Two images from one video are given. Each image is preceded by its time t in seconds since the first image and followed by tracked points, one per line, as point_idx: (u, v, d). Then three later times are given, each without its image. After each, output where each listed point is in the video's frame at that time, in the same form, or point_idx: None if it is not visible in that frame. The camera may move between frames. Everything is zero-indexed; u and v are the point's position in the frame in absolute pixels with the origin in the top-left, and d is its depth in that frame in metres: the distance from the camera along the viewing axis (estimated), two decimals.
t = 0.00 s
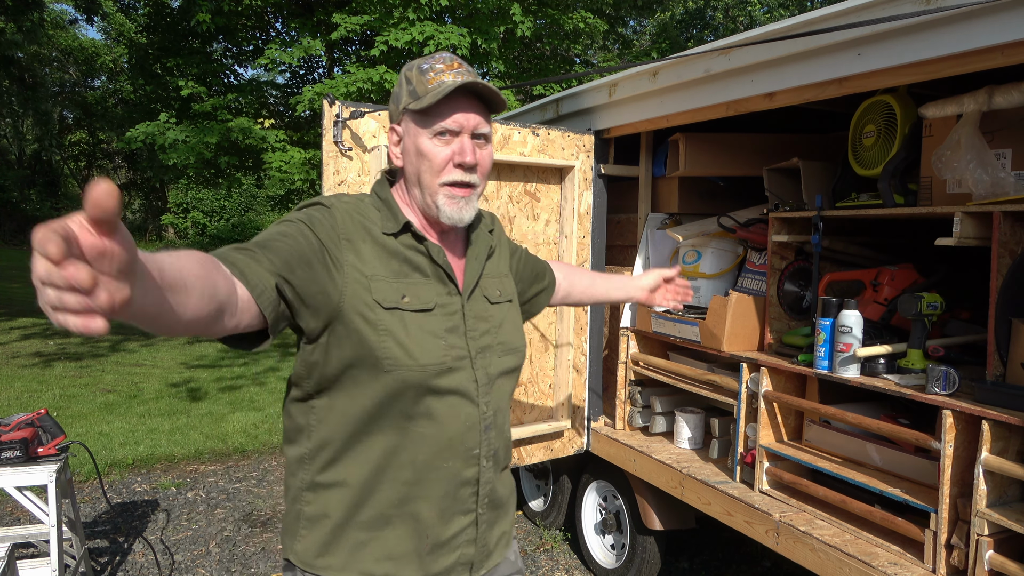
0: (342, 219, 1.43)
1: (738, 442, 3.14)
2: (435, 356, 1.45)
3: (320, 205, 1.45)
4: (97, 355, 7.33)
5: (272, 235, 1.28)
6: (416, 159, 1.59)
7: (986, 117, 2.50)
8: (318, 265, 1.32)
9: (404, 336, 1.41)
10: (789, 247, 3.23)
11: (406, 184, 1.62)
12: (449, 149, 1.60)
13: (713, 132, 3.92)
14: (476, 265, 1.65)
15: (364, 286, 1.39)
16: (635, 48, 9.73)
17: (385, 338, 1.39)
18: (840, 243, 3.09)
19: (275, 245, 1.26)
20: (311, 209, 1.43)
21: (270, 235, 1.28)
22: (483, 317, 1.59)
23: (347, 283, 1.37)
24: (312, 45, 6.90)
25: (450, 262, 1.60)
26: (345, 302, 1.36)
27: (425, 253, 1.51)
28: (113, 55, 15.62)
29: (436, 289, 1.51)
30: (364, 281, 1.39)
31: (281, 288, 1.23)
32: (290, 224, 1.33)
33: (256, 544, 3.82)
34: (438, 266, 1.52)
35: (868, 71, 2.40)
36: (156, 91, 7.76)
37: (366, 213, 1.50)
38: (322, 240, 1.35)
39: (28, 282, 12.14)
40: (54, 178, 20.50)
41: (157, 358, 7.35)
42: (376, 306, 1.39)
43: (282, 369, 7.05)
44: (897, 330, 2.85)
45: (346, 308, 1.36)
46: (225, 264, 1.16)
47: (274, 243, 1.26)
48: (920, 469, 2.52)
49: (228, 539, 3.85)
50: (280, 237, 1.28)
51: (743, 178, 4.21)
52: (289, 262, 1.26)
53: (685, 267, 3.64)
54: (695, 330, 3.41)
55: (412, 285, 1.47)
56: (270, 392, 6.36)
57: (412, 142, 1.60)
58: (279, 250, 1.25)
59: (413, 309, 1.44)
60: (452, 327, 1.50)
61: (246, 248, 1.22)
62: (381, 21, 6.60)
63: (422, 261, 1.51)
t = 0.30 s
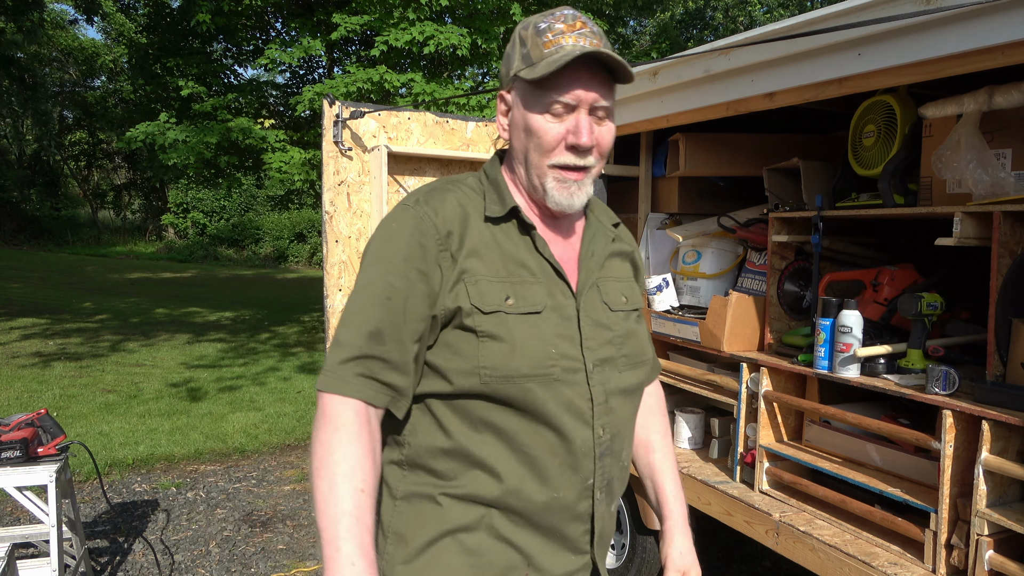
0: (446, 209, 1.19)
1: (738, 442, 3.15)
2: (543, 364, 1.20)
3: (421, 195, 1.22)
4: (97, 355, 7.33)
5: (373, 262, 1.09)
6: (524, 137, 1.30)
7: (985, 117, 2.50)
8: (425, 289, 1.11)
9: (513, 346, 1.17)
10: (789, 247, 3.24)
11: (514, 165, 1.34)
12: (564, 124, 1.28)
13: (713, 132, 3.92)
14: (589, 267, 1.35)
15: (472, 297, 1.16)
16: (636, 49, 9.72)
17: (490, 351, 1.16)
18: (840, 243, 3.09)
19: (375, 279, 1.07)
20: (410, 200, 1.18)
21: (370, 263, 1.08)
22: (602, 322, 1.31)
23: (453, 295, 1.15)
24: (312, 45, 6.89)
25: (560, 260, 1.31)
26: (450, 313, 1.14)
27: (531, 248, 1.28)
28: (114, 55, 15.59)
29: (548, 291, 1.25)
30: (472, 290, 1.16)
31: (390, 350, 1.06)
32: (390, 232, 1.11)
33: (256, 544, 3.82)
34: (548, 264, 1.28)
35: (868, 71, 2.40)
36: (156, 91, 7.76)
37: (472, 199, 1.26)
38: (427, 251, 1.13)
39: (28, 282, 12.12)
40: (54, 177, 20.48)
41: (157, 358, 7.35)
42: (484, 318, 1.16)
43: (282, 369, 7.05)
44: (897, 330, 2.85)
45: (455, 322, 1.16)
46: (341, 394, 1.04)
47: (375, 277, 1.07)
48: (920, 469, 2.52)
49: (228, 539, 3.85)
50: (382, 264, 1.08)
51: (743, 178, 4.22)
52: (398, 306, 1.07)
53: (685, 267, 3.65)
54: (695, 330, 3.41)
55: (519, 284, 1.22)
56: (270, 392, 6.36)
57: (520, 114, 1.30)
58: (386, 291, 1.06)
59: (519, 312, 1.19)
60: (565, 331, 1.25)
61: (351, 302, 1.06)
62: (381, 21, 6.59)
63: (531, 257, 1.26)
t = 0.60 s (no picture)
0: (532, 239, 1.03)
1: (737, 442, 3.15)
2: (653, 455, 0.99)
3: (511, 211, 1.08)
4: (97, 355, 7.32)
5: (441, 304, 0.95)
6: (638, 162, 1.07)
7: (987, 116, 2.47)
8: (497, 351, 0.95)
9: (614, 430, 0.98)
10: (789, 247, 3.24)
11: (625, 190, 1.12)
12: (697, 149, 1.03)
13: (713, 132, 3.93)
14: (720, 316, 1.13)
15: (556, 363, 0.98)
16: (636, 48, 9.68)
17: (578, 431, 0.97)
18: (840, 243, 3.09)
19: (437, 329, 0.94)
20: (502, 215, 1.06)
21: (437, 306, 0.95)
22: (739, 391, 1.10)
23: (531, 355, 0.98)
24: (312, 45, 6.88)
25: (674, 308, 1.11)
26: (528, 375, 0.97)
27: (638, 300, 1.07)
28: (114, 55, 15.54)
29: (655, 353, 1.05)
30: (564, 350, 0.99)
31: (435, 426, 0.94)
32: (465, 272, 0.97)
33: (257, 544, 3.83)
34: (660, 316, 1.07)
35: (868, 71, 2.41)
36: (156, 91, 7.76)
37: (562, 225, 1.09)
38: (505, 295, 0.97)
39: (27, 282, 12.12)
40: (54, 177, 20.48)
41: (157, 358, 7.34)
42: (573, 392, 0.98)
43: (282, 369, 7.04)
44: (896, 330, 2.85)
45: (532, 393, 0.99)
46: (376, 476, 0.94)
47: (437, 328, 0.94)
48: (920, 469, 2.52)
49: (228, 539, 3.85)
50: (450, 313, 0.95)
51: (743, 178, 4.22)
52: (453, 367, 0.94)
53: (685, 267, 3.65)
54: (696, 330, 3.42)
55: (621, 345, 1.03)
56: (270, 392, 6.35)
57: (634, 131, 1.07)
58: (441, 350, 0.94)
59: (620, 380, 1.00)
60: (682, 405, 1.04)
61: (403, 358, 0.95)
62: (381, 21, 6.58)
63: (637, 310, 1.06)
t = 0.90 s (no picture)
0: (669, 223, 0.86)
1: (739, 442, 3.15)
2: (855, 541, 0.84)
3: (646, 179, 0.91)
4: (97, 355, 7.32)
5: (543, 313, 0.81)
6: (823, 100, 0.88)
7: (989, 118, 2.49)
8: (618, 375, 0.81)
9: (778, 490, 0.82)
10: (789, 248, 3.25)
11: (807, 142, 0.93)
12: (912, 71, 0.84)
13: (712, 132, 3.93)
14: (954, 330, 0.94)
15: (716, 395, 0.84)
16: (636, 48, 9.65)
17: (728, 495, 0.83)
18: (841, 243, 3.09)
19: (529, 339, 0.80)
20: (637, 184, 0.89)
21: (533, 316, 0.81)
22: (992, 449, 0.93)
23: (663, 382, 0.83)
24: (311, 45, 6.88)
25: (883, 319, 0.93)
26: (659, 413, 0.83)
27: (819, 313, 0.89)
28: (114, 56, 15.52)
29: (853, 383, 0.87)
30: (715, 376, 0.84)
31: (516, 472, 0.80)
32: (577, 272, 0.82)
33: (257, 544, 3.83)
34: (859, 333, 0.89)
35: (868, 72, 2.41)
36: (156, 91, 7.76)
37: (711, 201, 0.92)
38: (629, 297, 0.82)
39: (28, 282, 12.11)
40: (54, 177, 20.48)
41: (157, 358, 7.34)
42: (723, 438, 0.83)
43: (282, 369, 7.04)
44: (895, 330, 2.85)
45: (659, 436, 0.85)
46: (435, 543, 0.80)
47: (530, 337, 0.80)
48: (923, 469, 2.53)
49: (228, 539, 3.85)
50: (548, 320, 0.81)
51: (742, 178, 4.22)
52: (541, 390, 0.80)
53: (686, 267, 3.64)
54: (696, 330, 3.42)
55: (796, 373, 0.86)
56: (270, 392, 6.35)
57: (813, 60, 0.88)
58: (533, 369, 0.80)
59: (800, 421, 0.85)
60: (891, 465, 0.86)
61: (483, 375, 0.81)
62: (381, 21, 6.58)
63: (829, 324, 0.88)
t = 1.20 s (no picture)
0: None
1: (738, 442, 3.15)
2: None
3: (1003, 209, 0.64)
4: (98, 355, 7.33)
5: (852, 424, 0.61)
6: None
7: (985, 118, 2.51)
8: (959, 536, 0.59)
9: None
10: (789, 247, 3.25)
11: None
12: None
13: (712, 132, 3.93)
14: None
15: None
16: (636, 48, 9.64)
17: None
18: (839, 243, 3.10)
19: (823, 458, 0.61)
20: (986, 217, 0.64)
21: (834, 428, 0.61)
22: None
23: None
24: (312, 45, 6.88)
25: None
26: None
27: None
28: (115, 56, 15.52)
29: None
30: None
31: None
32: (899, 367, 0.61)
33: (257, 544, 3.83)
34: None
35: (868, 72, 2.41)
36: (156, 91, 7.76)
37: None
38: (982, 392, 0.59)
39: (28, 282, 12.12)
40: (54, 177, 20.49)
41: (157, 358, 7.35)
42: None
43: (282, 369, 7.04)
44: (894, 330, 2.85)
45: None
46: None
47: (824, 455, 0.61)
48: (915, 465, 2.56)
49: (228, 539, 3.86)
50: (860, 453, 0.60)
51: (742, 178, 4.23)
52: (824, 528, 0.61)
53: (685, 267, 3.66)
54: (696, 330, 3.43)
55: None
56: (270, 392, 6.35)
57: None
58: (820, 495, 0.61)
59: None
60: None
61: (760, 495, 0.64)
62: (381, 21, 6.59)
63: None
